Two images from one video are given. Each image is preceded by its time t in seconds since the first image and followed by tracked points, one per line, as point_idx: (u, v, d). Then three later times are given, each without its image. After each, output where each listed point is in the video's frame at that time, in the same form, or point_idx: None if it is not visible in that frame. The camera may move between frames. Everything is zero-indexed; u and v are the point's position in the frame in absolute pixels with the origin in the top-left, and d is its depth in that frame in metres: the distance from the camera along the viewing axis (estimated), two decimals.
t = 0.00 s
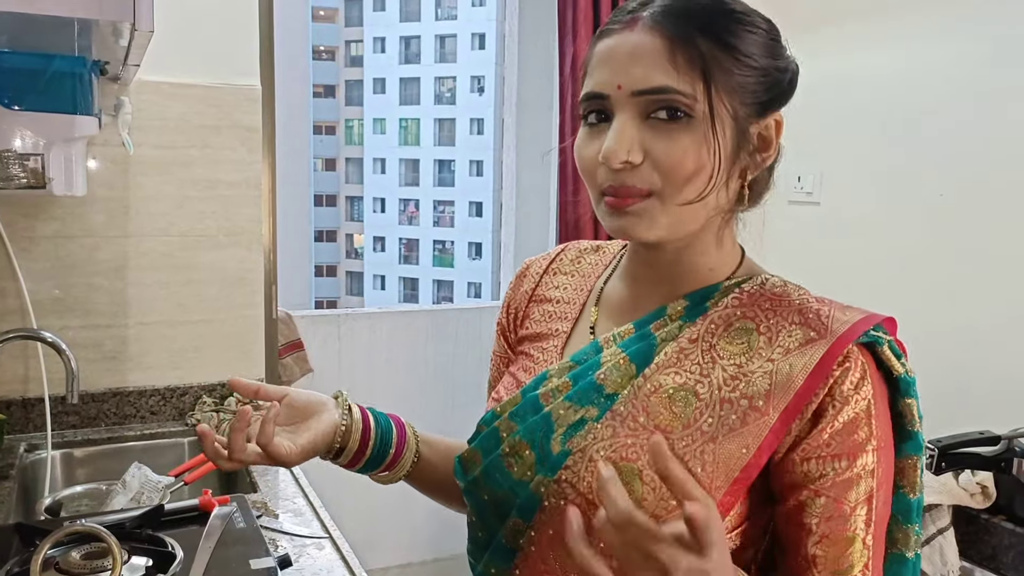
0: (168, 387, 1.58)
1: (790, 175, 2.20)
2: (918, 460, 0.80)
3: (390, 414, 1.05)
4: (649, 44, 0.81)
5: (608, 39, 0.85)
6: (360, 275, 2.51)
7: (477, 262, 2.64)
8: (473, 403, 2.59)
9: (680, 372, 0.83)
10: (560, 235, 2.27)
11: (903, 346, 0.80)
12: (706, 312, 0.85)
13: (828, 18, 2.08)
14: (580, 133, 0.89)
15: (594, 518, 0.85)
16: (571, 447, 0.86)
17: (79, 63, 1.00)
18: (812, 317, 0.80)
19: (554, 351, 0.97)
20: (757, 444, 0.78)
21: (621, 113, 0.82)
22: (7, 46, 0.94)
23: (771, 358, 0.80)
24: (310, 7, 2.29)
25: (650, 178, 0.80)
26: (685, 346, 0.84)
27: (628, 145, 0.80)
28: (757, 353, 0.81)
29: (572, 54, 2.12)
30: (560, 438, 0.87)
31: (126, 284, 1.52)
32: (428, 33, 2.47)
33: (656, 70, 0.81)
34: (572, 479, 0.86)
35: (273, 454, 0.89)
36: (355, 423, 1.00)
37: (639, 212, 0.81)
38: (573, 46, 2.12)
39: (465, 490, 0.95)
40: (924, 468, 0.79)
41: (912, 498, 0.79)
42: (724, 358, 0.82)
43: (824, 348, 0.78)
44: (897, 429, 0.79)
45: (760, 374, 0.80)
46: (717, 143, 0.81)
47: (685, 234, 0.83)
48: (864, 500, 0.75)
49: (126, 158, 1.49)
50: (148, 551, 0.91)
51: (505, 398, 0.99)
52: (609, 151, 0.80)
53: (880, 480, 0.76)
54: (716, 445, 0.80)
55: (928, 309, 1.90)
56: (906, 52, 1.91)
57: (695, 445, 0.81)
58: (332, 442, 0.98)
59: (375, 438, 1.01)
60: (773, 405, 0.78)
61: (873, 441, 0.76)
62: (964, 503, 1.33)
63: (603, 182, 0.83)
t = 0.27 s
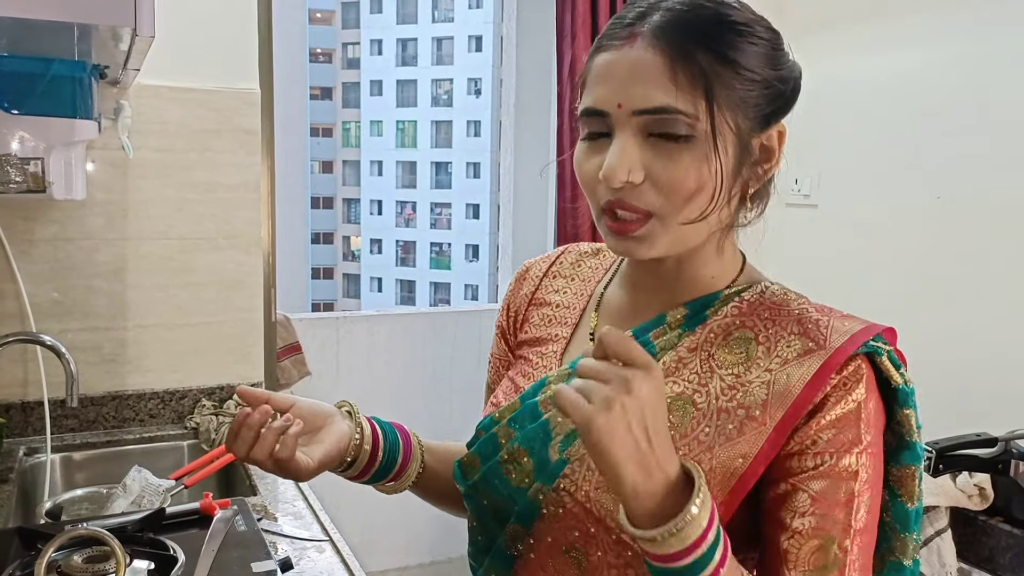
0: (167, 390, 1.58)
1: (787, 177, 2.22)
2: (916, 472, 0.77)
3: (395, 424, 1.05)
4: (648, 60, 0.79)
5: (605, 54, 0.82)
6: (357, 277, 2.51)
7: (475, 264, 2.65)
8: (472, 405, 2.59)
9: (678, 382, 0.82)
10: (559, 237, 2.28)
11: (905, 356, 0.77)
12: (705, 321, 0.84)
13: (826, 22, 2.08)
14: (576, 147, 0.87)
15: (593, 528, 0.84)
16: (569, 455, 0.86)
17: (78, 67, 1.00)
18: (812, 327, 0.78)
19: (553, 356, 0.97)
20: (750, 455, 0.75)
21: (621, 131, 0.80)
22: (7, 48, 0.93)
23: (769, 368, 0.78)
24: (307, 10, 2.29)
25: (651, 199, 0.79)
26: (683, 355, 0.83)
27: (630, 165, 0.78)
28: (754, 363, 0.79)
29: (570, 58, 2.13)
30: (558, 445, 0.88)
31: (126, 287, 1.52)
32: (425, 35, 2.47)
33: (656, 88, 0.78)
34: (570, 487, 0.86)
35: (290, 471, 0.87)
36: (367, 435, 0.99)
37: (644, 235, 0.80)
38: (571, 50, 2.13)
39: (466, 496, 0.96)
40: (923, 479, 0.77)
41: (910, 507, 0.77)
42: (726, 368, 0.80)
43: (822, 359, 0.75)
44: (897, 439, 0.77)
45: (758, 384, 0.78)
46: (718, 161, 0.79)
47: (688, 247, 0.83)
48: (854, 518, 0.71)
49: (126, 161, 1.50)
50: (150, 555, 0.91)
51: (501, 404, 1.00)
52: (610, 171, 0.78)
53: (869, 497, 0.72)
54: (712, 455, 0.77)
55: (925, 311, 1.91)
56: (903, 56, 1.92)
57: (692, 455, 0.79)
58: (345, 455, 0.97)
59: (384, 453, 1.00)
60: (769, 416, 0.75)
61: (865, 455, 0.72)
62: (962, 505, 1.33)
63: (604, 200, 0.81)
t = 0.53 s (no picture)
0: (166, 391, 1.58)
1: (785, 179, 2.22)
2: (908, 474, 0.76)
3: (400, 431, 1.04)
4: (651, 58, 0.79)
5: (608, 51, 0.83)
6: (354, 279, 2.52)
7: (472, 265, 2.66)
8: (470, 406, 2.60)
9: (672, 378, 0.82)
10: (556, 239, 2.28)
11: (899, 355, 0.77)
12: (700, 320, 0.84)
13: (822, 24, 2.09)
14: (578, 143, 0.87)
15: (585, 524, 0.84)
16: (562, 452, 0.87)
17: (78, 70, 1.01)
18: (805, 326, 0.78)
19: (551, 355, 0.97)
20: (738, 451, 0.76)
21: (622, 127, 0.80)
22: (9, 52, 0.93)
23: (761, 365, 0.78)
24: (304, 11, 2.29)
25: (652, 195, 0.79)
26: (677, 353, 0.83)
27: (631, 161, 0.78)
28: (747, 360, 0.80)
29: (568, 60, 2.14)
30: (553, 442, 0.88)
31: (124, 289, 1.52)
32: (422, 37, 2.48)
33: (659, 86, 0.79)
34: (563, 484, 0.86)
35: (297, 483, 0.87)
36: (373, 447, 0.99)
37: (643, 231, 0.80)
38: (569, 52, 2.13)
39: (463, 495, 0.96)
40: (915, 480, 0.77)
41: (900, 511, 0.76)
42: (718, 366, 0.81)
43: (814, 357, 0.75)
44: (890, 440, 0.77)
45: (750, 381, 0.78)
46: (719, 160, 0.80)
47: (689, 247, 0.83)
48: (837, 515, 0.70)
49: (124, 163, 1.50)
50: (150, 556, 0.91)
51: (500, 404, 1.00)
52: (610, 167, 0.79)
53: (853, 496, 0.71)
54: (702, 452, 0.78)
55: (923, 311, 1.92)
56: (899, 58, 1.93)
57: (683, 452, 0.79)
58: (351, 463, 0.98)
59: (390, 462, 1.00)
60: (760, 412, 0.76)
61: (850, 453, 0.71)
62: (959, 505, 1.34)
63: (605, 196, 0.81)
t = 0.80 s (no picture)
0: (163, 392, 1.58)
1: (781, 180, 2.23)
2: (905, 474, 0.77)
3: (399, 435, 1.04)
4: (645, 59, 0.80)
5: (603, 53, 0.83)
6: (351, 280, 2.52)
7: (469, 266, 2.65)
8: (467, 407, 2.60)
9: (669, 378, 0.82)
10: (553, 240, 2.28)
11: (896, 355, 0.77)
12: (698, 319, 0.85)
13: (819, 26, 2.10)
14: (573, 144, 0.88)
15: (582, 522, 0.84)
16: (559, 451, 0.87)
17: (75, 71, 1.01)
18: (802, 325, 0.78)
19: (549, 354, 0.98)
20: (735, 451, 0.76)
21: (617, 128, 0.81)
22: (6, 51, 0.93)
23: (758, 364, 0.78)
24: (301, 13, 2.29)
25: (647, 195, 0.79)
26: (674, 352, 0.83)
27: (625, 161, 0.79)
28: (745, 359, 0.80)
29: (566, 61, 2.14)
30: (550, 440, 0.88)
31: (121, 289, 1.52)
32: (419, 38, 2.49)
33: (653, 86, 0.79)
34: (561, 482, 0.86)
35: (298, 488, 0.87)
36: (373, 449, 0.99)
37: (638, 231, 0.80)
38: (566, 54, 2.13)
39: (460, 496, 0.96)
40: (911, 480, 0.77)
41: (895, 511, 0.77)
42: (716, 365, 0.81)
43: (811, 356, 0.75)
44: (887, 439, 0.77)
45: (747, 380, 0.78)
46: (713, 160, 0.80)
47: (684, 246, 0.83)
48: (834, 514, 0.70)
49: (122, 164, 1.50)
50: (147, 556, 0.90)
51: (498, 404, 1.00)
52: (605, 167, 0.79)
53: (850, 496, 0.71)
54: (700, 450, 0.78)
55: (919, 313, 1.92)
56: (896, 60, 1.93)
57: (680, 451, 0.79)
58: (351, 466, 0.98)
59: (390, 465, 1.00)
60: (758, 411, 0.76)
61: (846, 453, 0.71)
62: (956, 506, 1.34)
63: (600, 195, 0.82)
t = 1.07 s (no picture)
0: (160, 394, 1.58)
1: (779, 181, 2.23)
2: (903, 474, 0.77)
3: (400, 440, 1.04)
4: (645, 60, 0.80)
5: (603, 53, 0.83)
6: (349, 282, 2.52)
7: (467, 268, 2.65)
8: (465, 409, 2.59)
9: (668, 378, 0.82)
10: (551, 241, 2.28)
11: (895, 354, 0.77)
12: (697, 320, 0.85)
13: (817, 28, 2.10)
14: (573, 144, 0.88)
15: (583, 522, 0.84)
16: (560, 451, 0.87)
17: (71, 71, 1.00)
18: (801, 324, 0.78)
19: (548, 355, 0.98)
20: (735, 451, 0.75)
21: (617, 128, 0.81)
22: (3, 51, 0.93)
23: (758, 364, 0.78)
24: (299, 14, 2.29)
25: (647, 195, 0.79)
26: (674, 353, 0.83)
27: (625, 161, 0.78)
28: (744, 359, 0.80)
29: (563, 63, 2.13)
30: (550, 441, 0.88)
31: (118, 291, 1.52)
32: (416, 40, 2.49)
33: (654, 86, 0.79)
34: (561, 482, 0.86)
35: (303, 495, 0.86)
36: (374, 454, 0.99)
37: (637, 232, 0.80)
38: (564, 55, 2.13)
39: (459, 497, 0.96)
40: (909, 481, 0.77)
41: (893, 511, 0.77)
42: (716, 365, 0.81)
43: (811, 356, 0.75)
44: (886, 439, 0.77)
45: (747, 380, 0.78)
46: (712, 161, 0.80)
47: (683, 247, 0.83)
48: (834, 514, 0.70)
49: (119, 165, 1.49)
50: (144, 559, 0.89)
51: (497, 405, 0.99)
52: (605, 166, 0.79)
53: (850, 495, 0.71)
54: (700, 449, 0.77)
55: (916, 314, 1.92)
56: (894, 62, 1.94)
57: (681, 451, 0.79)
58: (353, 472, 0.97)
59: (391, 471, 0.99)
60: (758, 411, 0.75)
61: (846, 452, 0.71)
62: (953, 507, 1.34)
63: (600, 196, 0.81)
